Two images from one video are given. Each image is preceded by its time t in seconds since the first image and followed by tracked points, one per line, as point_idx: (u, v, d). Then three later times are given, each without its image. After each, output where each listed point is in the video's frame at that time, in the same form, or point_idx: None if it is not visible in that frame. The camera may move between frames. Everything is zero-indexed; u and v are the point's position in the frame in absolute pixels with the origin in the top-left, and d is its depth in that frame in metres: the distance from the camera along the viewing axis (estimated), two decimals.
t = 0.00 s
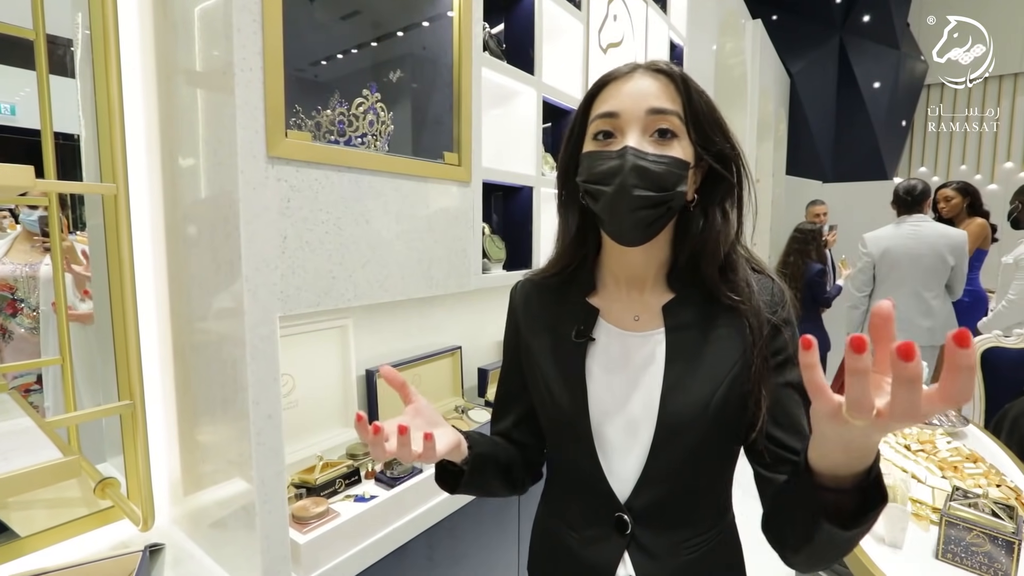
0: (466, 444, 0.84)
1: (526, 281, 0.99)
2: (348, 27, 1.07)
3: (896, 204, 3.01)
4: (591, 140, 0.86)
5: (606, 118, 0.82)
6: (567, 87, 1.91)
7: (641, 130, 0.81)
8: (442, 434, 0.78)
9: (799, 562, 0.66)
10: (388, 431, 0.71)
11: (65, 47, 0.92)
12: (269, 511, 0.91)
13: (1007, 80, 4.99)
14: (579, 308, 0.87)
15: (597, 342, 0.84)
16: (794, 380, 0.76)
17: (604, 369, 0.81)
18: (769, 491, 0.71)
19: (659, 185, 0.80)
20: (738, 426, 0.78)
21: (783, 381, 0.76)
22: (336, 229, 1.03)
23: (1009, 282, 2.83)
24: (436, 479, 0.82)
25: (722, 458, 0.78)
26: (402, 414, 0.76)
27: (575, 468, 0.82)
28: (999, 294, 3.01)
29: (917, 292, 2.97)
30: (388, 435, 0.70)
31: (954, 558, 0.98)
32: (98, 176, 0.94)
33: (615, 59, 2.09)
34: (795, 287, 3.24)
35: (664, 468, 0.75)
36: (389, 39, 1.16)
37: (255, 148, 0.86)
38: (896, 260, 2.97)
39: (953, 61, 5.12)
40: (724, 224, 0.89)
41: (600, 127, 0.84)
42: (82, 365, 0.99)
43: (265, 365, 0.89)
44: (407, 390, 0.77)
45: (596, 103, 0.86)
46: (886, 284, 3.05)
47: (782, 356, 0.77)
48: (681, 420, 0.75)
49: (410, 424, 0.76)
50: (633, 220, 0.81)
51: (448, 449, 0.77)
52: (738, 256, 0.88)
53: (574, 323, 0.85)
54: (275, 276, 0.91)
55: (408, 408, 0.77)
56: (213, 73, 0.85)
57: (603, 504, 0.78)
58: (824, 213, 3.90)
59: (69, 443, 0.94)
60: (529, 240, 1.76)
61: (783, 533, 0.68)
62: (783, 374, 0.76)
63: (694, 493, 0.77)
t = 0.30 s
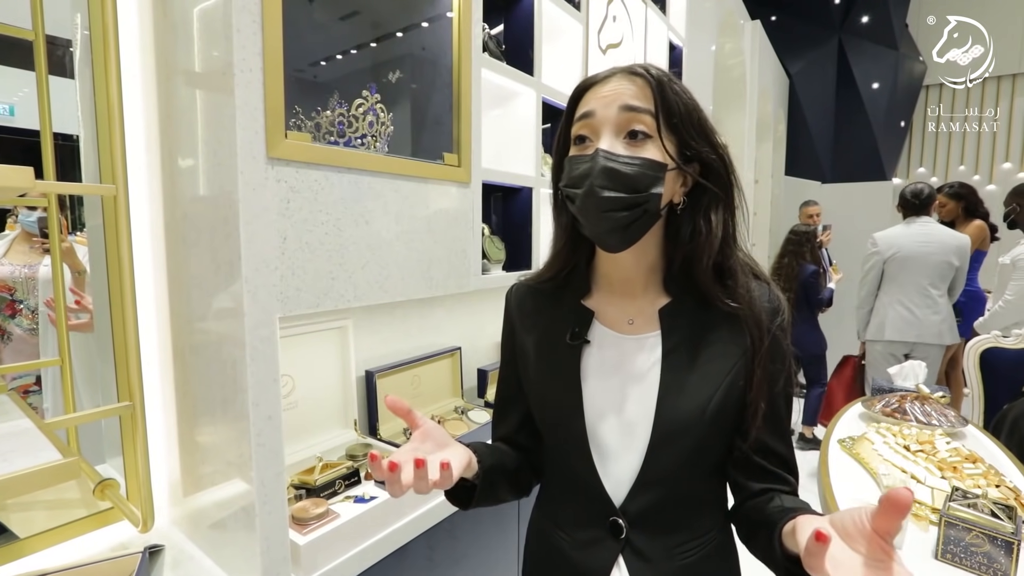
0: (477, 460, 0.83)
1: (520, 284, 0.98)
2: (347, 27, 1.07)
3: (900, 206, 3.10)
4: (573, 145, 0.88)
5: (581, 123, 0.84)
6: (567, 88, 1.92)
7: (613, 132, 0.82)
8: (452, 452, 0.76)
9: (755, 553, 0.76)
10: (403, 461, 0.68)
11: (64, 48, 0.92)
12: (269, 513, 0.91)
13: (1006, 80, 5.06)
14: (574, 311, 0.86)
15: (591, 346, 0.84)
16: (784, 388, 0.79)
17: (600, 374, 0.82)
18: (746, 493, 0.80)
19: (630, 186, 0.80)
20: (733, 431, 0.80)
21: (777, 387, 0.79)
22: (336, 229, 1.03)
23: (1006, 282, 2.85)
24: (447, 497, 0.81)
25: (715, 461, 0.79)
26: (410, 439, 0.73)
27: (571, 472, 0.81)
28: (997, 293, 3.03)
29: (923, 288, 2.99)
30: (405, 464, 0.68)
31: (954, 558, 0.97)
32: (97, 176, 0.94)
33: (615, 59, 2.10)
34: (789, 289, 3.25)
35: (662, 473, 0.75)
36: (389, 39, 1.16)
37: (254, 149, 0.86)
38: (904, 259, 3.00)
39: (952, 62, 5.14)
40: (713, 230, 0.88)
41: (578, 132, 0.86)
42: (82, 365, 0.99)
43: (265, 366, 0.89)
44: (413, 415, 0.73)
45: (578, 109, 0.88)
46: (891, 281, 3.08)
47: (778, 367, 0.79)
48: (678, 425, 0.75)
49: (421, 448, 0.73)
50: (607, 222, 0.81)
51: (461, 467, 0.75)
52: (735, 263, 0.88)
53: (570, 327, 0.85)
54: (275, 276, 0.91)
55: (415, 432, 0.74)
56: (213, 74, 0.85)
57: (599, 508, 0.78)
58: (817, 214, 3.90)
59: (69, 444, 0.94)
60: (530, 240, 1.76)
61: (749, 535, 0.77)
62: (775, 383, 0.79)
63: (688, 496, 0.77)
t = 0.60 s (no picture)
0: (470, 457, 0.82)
1: (513, 283, 0.98)
2: (346, 27, 1.06)
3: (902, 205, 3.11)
4: (573, 136, 0.87)
5: (584, 114, 0.83)
6: (567, 88, 1.91)
7: (616, 124, 0.82)
8: (448, 449, 0.75)
9: (757, 545, 0.75)
10: (398, 459, 0.68)
11: (64, 48, 0.92)
12: (269, 512, 0.91)
13: (1004, 80, 5.08)
14: (568, 311, 0.86)
15: (586, 345, 0.84)
16: (780, 386, 0.79)
17: (594, 373, 0.82)
18: (746, 491, 0.79)
19: (631, 178, 0.80)
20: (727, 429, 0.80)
21: (772, 387, 0.79)
22: (336, 229, 1.03)
23: (1006, 282, 2.85)
24: (440, 496, 0.81)
25: (709, 460, 0.79)
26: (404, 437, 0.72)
27: (565, 472, 0.81)
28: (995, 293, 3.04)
29: (923, 285, 3.00)
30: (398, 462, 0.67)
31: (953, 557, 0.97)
32: (96, 175, 0.94)
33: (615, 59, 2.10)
34: (790, 287, 3.26)
35: (657, 473, 0.75)
36: (388, 39, 1.16)
37: (254, 148, 0.86)
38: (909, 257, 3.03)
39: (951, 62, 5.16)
40: (708, 228, 0.89)
41: (579, 123, 0.85)
42: (82, 365, 0.99)
43: (265, 365, 0.89)
44: (406, 413, 0.73)
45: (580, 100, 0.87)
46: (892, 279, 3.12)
47: (772, 367, 0.80)
48: (672, 424, 0.75)
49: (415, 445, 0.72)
50: (607, 215, 0.80)
51: (457, 464, 0.74)
52: (728, 261, 0.88)
53: (564, 326, 0.85)
54: (275, 275, 0.91)
55: (409, 429, 0.73)
56: (213, 73, 0.85)
57: (593, 509, 0.78)
58: (815, 213, 3.91)
59: (68, 443, 0.94)
60: (530, 240, 1.76)
61: (749, 529, 0.77)
62: (770, 384, 0.79)
63: (682, 496, 0.77)
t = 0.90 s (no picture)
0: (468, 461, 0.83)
1: (505, 285, 0.98)
2: (346, 27, 1.07)
3: (904, 206, 3.12)
4: (563, 140, 0.86)
5: (574, 119, 0.83)
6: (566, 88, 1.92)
7: (608, 131, 0.81)
8: (447, 456, 0.75)
9: (754, 546, 0.75)
10: (397, 468, 0.67)
11: (63, 48, 0.92)
12: (268, 512, 0.91)
13: (1002, 81, 5.10)
14: (561, 312, 0.86)
15: (578, 345, 0.84)
16: (772, 388, 0.80)
17: (586, 374, 0.82)
18: (741, 489, 0.80)
19: (625, 187, 0.80)
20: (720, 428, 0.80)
21: (763, 386, 0.79)
22: (335, 229, 1.03)
23: (1003, 283, 2.86)
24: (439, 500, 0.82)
25: (702, 459, 0.79)
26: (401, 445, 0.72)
27: (560, 472, 0.81)
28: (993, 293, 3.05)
29: (917, 285, 3.03)
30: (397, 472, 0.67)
31: (950, 556, 0.99)
32: (96, 176, 0.94)
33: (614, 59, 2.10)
34: (793, 286, 3.25)
35: (649, 473, 0.75)
36: (387, 40, 1.16)
37: (254, 149, 0.86)
38: (903, 258, 3.07)
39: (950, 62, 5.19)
40: (697, 230, 0.90)
41: (570, 127, 0.84)
42: (80, 365, 0.99)
43: (264, 365, 0.89)
44: (403, 421, 0.72)
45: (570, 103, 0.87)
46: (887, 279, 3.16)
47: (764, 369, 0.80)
48: (664, 425, 0.75)
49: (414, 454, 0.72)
50: (599, 222, 0.81)
51: (455, 470, 0.75)
52: (718, 265, 0.89)
53: (556, 327, 0.85)
54: (274, 276, 0.92)
55: (406, 437, 0.72)
56: (212, 74, 0.86)
57: (587, 510, 0.78)
58: (814, 213, 3.92)
59: (68, 443, 0.94)
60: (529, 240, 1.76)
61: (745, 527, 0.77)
62: (762, 384, 0.79)
63: (675, 496, 0.77)
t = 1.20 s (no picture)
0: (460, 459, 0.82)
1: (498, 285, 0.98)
2: (344, 26, 1.07)
3: (903, 205, 3.12)
4: (550, 141, 0.87)
5: (558, 120, 0.83)
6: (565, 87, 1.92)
7: (592, 131, 0.81)
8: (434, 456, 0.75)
9: (744, 543, 0.76)
10: (385, 468, 0.67)
11: (62, 47, 0.92)
12: (267, 510, 0.91)
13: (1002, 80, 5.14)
14: (554, 312, 0.87)
15: (571, 345, 0.84)
16: (766, 386, 0.80)
17: (578, 374, 0.82)
18: (733, 488, 0.80)
19: (610, 186, 0.80)
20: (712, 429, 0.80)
21: (753, 383, 0.80)
22: (334, 228, 1.03)
23: (1000, 282, 2.87)
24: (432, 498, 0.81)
25: (695, 461, 0.79)
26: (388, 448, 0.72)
27: (554, 472, 0.81)
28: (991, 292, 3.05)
29: (916, 284, 3.04)
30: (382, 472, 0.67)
31: (947, 554, 0.99)
32: (94, 175, 0.94)
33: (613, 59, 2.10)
34: (795, 284, 3.23)
35: (641, 473, 0.75)
36: (386, 39, 1.16)
37: (253, 148, 0.86)
38: (901, 257, 3.08)
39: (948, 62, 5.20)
40: (689, 226, 0.89)
41: (555, 128, 0.84)
42: (79, 364, 0.99)
43: (263, 364, 0.89)
44: (393, 420, 0.73)
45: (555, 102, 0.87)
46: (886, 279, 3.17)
47: (755, 365, 0.80)
48: (655, 425, 0.75)
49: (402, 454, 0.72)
50: (586, 223, 0.81)
51: (445, 469, 0.74)
52: (711, 260, 0.88)
53: (549, 327, 0.85)
54: (273, 275, 0.92)
55: (397, 437, 0.74)
56: (211, 73, 0.86)
57: (579, 511, 0.78)
58: (812, 213, 3.92)
59: (66, 442, 0.94)
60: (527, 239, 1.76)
61: (734, 526, 0.78)
62: (752, 382, 0.80)
63: (667, 497, 0.77)
